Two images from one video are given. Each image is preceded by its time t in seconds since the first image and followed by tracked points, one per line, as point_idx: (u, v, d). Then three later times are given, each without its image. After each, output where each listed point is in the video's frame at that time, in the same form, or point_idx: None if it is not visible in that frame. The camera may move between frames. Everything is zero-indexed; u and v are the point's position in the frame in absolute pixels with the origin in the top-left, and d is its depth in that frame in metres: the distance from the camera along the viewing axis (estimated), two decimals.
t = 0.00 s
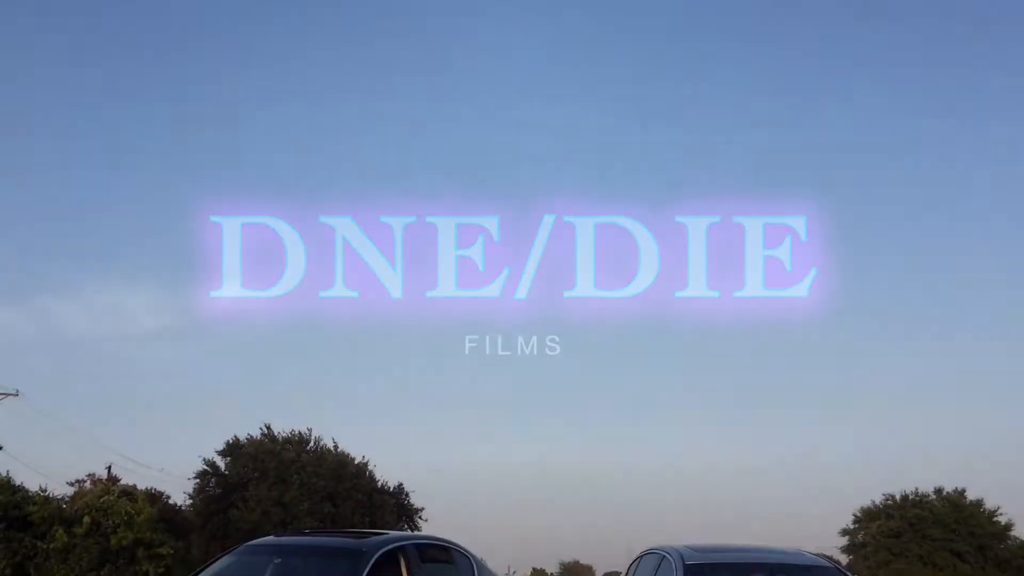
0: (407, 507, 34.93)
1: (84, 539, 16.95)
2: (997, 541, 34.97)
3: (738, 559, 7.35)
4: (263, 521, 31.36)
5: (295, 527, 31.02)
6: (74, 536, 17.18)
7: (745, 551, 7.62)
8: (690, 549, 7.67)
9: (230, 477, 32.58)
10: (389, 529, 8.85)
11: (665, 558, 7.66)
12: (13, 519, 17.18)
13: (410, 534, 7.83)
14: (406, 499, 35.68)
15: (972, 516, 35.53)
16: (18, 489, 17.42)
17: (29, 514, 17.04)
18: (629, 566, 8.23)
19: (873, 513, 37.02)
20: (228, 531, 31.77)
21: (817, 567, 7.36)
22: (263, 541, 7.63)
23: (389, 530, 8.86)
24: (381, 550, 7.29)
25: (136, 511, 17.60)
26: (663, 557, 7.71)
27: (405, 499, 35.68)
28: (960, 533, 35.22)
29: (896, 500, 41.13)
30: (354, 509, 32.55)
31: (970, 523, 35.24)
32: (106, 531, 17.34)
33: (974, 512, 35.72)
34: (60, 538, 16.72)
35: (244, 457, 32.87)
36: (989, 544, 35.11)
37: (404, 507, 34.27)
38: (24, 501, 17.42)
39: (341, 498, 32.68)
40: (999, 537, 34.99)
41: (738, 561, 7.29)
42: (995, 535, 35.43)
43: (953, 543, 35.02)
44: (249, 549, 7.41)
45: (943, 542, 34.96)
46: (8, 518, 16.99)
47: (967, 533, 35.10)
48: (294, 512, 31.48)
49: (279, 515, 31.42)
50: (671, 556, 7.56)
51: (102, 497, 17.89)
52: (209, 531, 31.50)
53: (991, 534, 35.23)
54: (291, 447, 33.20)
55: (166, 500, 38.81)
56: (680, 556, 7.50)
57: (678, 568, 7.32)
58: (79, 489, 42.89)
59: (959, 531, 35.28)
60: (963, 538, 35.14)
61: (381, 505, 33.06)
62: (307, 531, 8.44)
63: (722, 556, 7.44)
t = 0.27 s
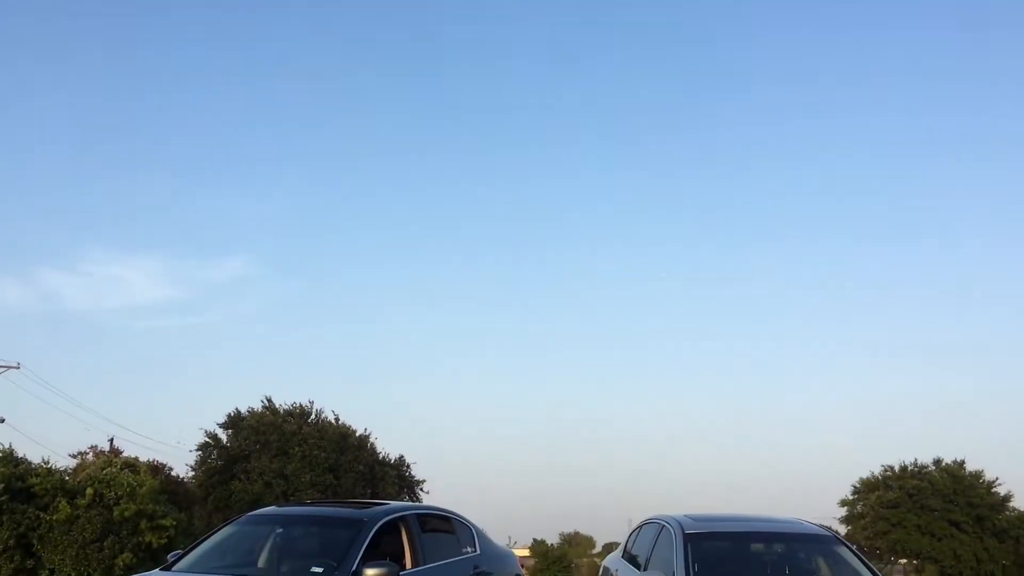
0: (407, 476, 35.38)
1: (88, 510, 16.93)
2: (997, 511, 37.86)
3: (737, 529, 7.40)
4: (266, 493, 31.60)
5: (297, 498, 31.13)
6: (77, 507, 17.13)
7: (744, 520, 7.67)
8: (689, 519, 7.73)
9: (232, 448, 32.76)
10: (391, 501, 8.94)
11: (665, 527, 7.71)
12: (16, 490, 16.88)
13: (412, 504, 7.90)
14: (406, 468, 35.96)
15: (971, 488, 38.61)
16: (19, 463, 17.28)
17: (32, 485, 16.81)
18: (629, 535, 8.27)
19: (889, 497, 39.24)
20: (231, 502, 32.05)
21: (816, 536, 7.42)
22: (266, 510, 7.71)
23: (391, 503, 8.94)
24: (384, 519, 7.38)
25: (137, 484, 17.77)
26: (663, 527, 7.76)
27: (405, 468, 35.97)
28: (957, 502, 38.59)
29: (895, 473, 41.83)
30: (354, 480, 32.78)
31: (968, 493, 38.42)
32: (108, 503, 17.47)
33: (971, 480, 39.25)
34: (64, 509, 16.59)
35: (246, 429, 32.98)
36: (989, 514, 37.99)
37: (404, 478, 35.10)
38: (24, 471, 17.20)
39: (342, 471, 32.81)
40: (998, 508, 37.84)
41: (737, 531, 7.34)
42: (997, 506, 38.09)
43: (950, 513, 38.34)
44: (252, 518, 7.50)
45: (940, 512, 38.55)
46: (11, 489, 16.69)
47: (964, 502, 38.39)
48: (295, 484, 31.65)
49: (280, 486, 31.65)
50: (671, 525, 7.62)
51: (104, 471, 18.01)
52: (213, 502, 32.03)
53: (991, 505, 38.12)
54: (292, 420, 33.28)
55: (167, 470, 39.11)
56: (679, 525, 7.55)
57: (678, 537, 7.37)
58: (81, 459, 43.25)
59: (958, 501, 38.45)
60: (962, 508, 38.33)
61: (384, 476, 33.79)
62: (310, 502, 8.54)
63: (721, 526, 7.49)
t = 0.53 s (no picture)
0: (407, 460, 35.66)
1: (89, 493, 17.08)
2: (993, 492, 39.18)
3: (736, 510, 7.43)
4: (267, 475, 31.77)
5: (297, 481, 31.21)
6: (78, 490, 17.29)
7: (743, 501, 7.71)
8: (688, 499, 7.76)
9: (233, 431, 32.93)
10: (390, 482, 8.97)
11: (665, 508, 7.74)
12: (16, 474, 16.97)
13: (412, 486, 7.92)
14: (405, 451, 36.16)
15: (969, 469, 39.81)
16: (21, 445, 17.39)
17: (34, 468, 16.89)
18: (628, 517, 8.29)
19: (888, 479, 40.46)
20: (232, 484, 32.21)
21: (815, 517, 7.45)
22: (267, 491, 7.75)
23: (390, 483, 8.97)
24: (384, 500, 7.41)
25: (137, 467, 17.98)
26: (663, 508, 7.79)
27: (405, 451, 36.18)
28: (955, 485, 39.48)
29: (892, 455, 42.31)
30: (354, 463, 32.85)
31: (966, 474, 39.50)
32: (109, 486, 17.64)
33: (969, 464, 40.10)
34: (66, 491, 16.66)
35: (246, 412, 33.15)
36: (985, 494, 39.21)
37: (404, 461, 35.21)
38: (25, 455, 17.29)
39: (342, 454, 32.90)
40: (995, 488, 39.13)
41: (737, 512, 7.37)
42: (993, 488, 39.42)
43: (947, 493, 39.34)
44: (254, 499, 7.54)
45: (939, 494, 39.36)
46: (14, 473, 16.82)
47: (963, 485, 39.30)
48: (296, 466, 31.75)
49: (282, 469, 31.75)
50: (671, 506, 7.64)
51: (104, 454, 18.16)
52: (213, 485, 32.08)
53: (988, 488, 39.34)
54: (292, 403, 33.44)
55: (165, 453, 39.25)
56: (679, 506, 7.58)
57: (678, 517, 7.39)
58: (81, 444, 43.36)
59: (955, 481, 39.54)
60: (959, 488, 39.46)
61: (384, 459, 33.79)
62: (310, 482, 8.58)
63: (721, 507, 7.52)
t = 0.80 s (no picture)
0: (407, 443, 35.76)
1: (90, 475, 17.14)
2: (991, 473, 39.32)
3: (735, 492, 7.46)
4: (267, 458, 31.87)
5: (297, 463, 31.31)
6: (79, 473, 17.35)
7: (742, 483, 7.73)
8: (687, 482, 7.77)
9: (233, 414, 33.01)
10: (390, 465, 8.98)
11: (664, 490, 7.75)
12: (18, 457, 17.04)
13: (411, 468, 7.94)
14: (405, 433, 36.27)
15: (967, 451, 39.96)
16: (21, 427, 17.46)
17: (35, 451, 16.96)
18: (627, 498, 8.31)
19: (887, 462, 40.60)
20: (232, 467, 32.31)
21: (814, 498, 7.47)
22: (267, 473, 7.76)
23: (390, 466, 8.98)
24: (383, 482, 7.42)
25: (138, 450, 18.05)
26: (663, 489, 7.81)
27: (405, 433, 36.29)
28: (954, 467, 39.63)
29: (890, 437, 42.48)
30: (354, 445, 32.95)
31: (965, 456, 39.59)
32: (109, 468, 17.69)
33: (967, 446, 40.20)
34: (67, 474, 16.71)
35: (246, 394, 33.23)
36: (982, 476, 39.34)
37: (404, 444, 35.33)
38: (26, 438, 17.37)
39: (342, 436, 33.00)
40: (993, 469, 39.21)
41: (736, 494, 7.40)
42: (991, 469, 39.55)
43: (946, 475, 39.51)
44: (254, 481, 7.55)
45: (937, 476, 39.52)
46: (15, 455, 16.90)
47: (961, 467, 39.45)
48: (296, 449, 31.85)
49: (282, 451, 31.88)
50: (670, 487, 7.66)
51: (106, 437, 18.21)
52: (213, 467, 32.17)
53: (986, 470, 39.47)
54: (292, 385, 33.52)
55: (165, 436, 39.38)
56: (678, 488, 7.60)
57: (678, 499, 7.41)
58: (83, 427, 43.54)
59: (953, 463, 39.68)
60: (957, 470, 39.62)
61: (384, 441, 33.88)
62: (310, 465, 8.60)
63: (720, 489, 7.54)
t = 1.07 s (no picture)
0: (408, 425, 35.93)
1: (91, 456, 17.20)
2: (990, 455, 39.43)
3: (735, 472, 7.49)
4: (268, 439, 31.97)
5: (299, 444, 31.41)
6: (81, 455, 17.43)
7: (742, 463, 7.76)
8: (687, 462, 7.80)
9: (234, 396, 33.11)
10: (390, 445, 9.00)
11: (664, 471, 7.78)
12: (21, 439, 17.16)
13: (411, 448, 7.96)
14: (406, 415, 36.38)
15: (966, 432, 40.07)
16: (23, 409, 17.55)
17: (37, 433, 17.06)
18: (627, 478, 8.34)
19: (885, 443, 40.76)
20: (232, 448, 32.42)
21: (813, 478, 7.50)
22: (268, 454, 7.79)
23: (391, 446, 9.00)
24: (384, 462, 7.44)
25: (139, 431, 18.01)
26: (663, 469, 7.83)
27: (406, 415, 36.40)
28: (953, 448, 39.79)
29: (890, 418, 42.62)
30: (355, 427, 33.03)
31: (965, 437, 39.71)
32: (112, 450, 17.74)
33: (967, 427, 40.31)
34: (69, 455, 16.80)
35: (247, 376, 33.34)
36: (981, 457, 39.48)
37: (405, 426, 35.49)
38: (29, 420, 17.48)
39: (344, 418, 33.09)
40: (993, 451, 39.31)
41: (735, 474, 7.43)
42: (990, 451, 39.68)
43: (945, 457, 39.64)
44: (256, 462, 7.58)
45: (936, 457, 39.67)
46: (17, 438, 17.01)
47: (960, 447, 39.58)
48: (297, 431, 31.94)
49: (283, 434, 31.99)
50: (670, 468, 7.69)
51: (108, 418, 18.28)
52: (214, 449, 32.29)
53: (985, 451, 39.59)
54: (293, 367, 33.58)
55: (167, 419, 39.50)
56: (677, 468, 7.63)
57: (677, 480, 7.44)
58: (86, 411, 43.68)
59: (953, 444, 39.81)
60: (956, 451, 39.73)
61: (384, 423, 33.97)
62: (312, 445, 8.62)
63: (719, 469, 7.57)
